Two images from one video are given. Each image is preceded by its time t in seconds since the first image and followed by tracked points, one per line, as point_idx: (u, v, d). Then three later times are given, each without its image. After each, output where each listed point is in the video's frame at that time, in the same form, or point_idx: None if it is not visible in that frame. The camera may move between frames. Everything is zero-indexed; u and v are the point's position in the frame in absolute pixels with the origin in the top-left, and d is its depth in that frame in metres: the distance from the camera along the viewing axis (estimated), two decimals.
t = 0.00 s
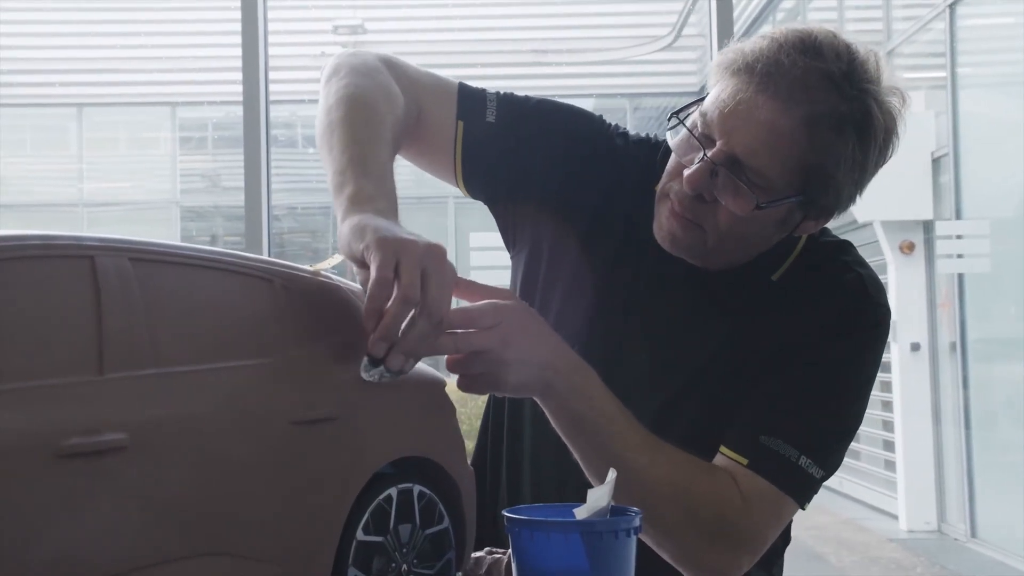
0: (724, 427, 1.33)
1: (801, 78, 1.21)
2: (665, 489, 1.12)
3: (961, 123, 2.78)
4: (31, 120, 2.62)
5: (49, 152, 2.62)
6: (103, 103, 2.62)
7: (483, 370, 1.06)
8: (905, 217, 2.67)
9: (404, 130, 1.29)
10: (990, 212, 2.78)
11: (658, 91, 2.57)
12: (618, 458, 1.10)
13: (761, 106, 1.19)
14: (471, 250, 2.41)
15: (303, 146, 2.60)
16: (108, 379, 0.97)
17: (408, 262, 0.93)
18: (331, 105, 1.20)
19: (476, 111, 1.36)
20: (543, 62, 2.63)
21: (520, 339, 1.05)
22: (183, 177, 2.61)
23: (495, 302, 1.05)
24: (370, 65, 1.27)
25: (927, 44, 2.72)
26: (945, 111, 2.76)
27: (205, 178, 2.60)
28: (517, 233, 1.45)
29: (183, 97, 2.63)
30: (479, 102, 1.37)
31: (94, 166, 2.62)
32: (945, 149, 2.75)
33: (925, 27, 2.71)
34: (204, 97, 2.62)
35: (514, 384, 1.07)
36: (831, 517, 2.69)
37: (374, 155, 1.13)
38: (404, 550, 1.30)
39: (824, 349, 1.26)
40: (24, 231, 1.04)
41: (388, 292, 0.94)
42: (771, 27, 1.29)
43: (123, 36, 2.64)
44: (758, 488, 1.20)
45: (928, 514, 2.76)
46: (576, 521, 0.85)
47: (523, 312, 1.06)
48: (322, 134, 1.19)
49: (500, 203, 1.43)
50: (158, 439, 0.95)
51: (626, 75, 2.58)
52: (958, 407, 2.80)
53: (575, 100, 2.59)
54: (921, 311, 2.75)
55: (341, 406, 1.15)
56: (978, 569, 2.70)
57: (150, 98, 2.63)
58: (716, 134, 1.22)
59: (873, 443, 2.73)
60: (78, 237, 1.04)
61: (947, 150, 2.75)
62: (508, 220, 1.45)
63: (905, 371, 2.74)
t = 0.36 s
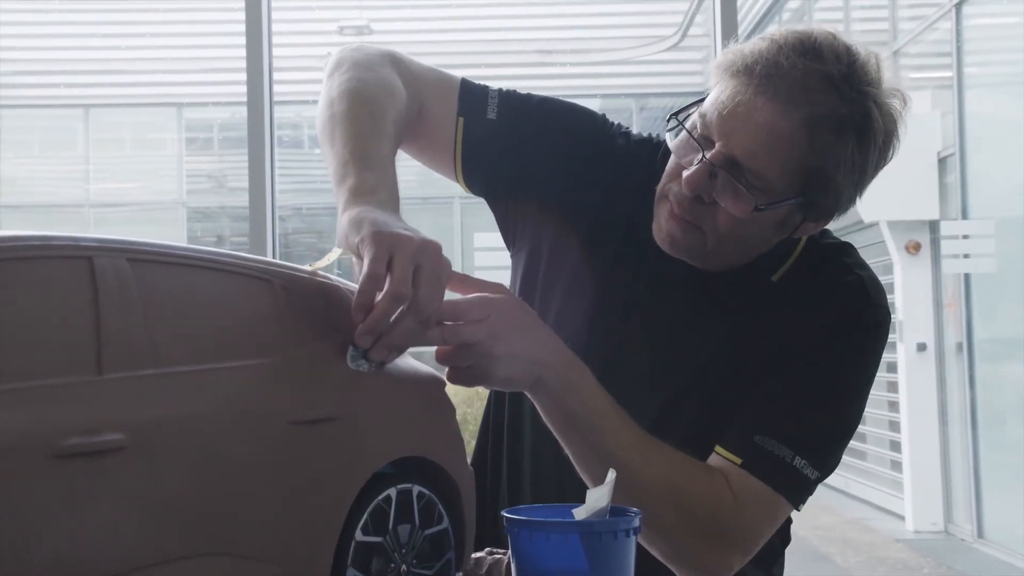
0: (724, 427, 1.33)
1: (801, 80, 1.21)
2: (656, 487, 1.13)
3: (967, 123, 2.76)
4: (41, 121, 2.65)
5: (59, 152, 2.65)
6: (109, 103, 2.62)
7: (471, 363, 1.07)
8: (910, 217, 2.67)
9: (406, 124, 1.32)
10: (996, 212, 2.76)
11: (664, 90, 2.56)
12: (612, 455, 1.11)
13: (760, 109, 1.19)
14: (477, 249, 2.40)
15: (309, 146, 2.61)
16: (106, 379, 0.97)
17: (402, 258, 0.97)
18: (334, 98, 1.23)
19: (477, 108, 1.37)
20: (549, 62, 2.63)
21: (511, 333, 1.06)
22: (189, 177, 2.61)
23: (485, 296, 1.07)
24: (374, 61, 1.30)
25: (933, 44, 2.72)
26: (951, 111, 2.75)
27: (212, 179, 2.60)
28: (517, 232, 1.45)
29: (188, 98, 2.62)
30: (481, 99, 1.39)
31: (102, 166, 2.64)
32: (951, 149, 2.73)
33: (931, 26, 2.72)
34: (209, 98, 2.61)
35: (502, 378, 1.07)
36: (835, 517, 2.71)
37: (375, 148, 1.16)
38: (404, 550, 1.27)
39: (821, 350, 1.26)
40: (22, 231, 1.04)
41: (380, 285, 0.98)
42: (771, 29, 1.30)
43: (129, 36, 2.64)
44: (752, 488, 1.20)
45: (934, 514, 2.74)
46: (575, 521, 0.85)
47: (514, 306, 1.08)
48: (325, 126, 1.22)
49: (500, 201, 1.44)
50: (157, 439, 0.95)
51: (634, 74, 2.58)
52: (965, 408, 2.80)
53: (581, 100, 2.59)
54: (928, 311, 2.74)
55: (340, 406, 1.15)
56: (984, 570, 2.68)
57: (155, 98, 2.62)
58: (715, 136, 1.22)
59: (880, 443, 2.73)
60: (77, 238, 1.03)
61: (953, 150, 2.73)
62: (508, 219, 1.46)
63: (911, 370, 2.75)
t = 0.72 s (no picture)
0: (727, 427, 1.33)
1: (803, 77, 1.21)
2: (648, 481, 1.13)
3: (976, 123, 2.75)
4: (51, 122, 2.66)
5: (68, 153, 2.65)
6: (119, 103, 2.63)
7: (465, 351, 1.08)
8: (919, 216, 2.67)
9: (416, 109, 1.33)
10: (1004, 211, 2.76)
11: (672, 89, 2.55)
12: (608, 451, 1.11)
13: (762, 105, 1.19)
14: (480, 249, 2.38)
15: (317, 147, 2.61)
16: (105, 379, 0.97)
17: (407, 243, 0.98)
18: (347, 78, 1.24)
19: (485, 99, 1.39)
20: (557, 62, 2.64)
21: (507, 323, 1.06)
22: (198, 177, 2.61)
23: (482, 285, 1.08)
24: (386, 44, 1.31)
25: (942, 43, 2.70)
26: (960, 109, 2.73)
27: (221, 179, 2.60)
28: (521, 231, 1.45)
29: (196, 98, 2.63)
30: (489, 90, 1.40)
31: (110, 166, 2.64)
32: (960, 149, 2.73)
33: (940, 25, 2.69)
34: (215, 99, 2.62)
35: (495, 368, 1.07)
36: (844, 517, 2.70)
37: (386, 129, 1.17)
38: (405, 550, 1.27)
39: (821, 351, 1.25)
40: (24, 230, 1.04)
41: (382, 268, 0.99)
42: (774, 26, 1.29)
43: (136, 36, 2.65)
44: (750, 483, 1.19)
45: (942, 514, 2.72)
46: (576, 521, 0.85)
47: (510, 295, 1.09)
48: (337, 105, 1.23)
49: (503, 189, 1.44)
50: (157, 438, 0.95)
51: (642, 73, 2.57)
52: (973, 408, 2.77)
53: (589, 100, 2.58)
54: (936, 311, 2.74)
55: (340, 406, 1.15)
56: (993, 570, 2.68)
57: (164, 98, 2.63)
58: (717, 133, 1.21)
59: (889, 443, 2.72)
60: (78, 238, 1.04)
61: (961, 150, 2.73)
62: (512, 215, 1.46)
63: (919, 370, 2.74)
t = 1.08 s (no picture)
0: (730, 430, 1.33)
1: (806, 76, 1.21)
2: (671, 485, 1.12)
3: (984, 122, 2.73)
4: (60, 123, 2.66)
5: (77, 154, 2.65)
6: (128, 103, 2.62)
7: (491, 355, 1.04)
8: (928, 216, 2.65)
9: (414, 118, 1.32)
10: (1013, 211, 2.73)
11: (678, 88, 2.54)
12: (621, 452, 1.10)
13: (765, 105, 1.19)
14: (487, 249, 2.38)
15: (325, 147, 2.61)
16: (106, 379, 0.98)
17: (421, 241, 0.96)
18: (341, 92, 1.24)
19: (484, 106, 1.39)
20: (565, 62, 2.63)
21: (528, 327, 1.04)
22: (206, 178, 2.62)
23: (503, 289, 1.05)
24: (381, 55, 1.30)
25: (951, 43, 2.70)
26: (968, 109, 2.72)
27: (229, 180, 2.62)
28: (524, 232, 1.46)
29: (204, 99, 2.63)
30: (487, 96, 1.40)
31: (119, 167, 2.64)
32: (969, 148, 2.70)
33: (948, 24, 2.69)
34: (225, 99, 2.64)
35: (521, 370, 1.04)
36: (855, 519, 2.71)
37: (380, 141, 1.16)
38: (408, 551, 1.34)
39: (822, 351, 1.25)
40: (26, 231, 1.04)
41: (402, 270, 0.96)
42: (777, 24, 1.29)
43: (141, 37, 2.64)
44: (765, 487, 1.19)
45: (951, 514, 2.71)
46: (579, 521, 0.85)
47: (532, 301, 1.06)
48: (333, 118, 1.23)
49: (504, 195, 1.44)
50: (157, 438, 0.96)
51: (649, 73, 2.56)
52: (982, 409, 2.76)
53: (594, 100, 2.57)
54: (945, 312, 2.72)
55: (341, 406, 1.15)
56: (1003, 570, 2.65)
57: (171, 99, 2.63)
58: (722, 132, 1.21)
59: (898, 443, 2.72)
60: (80, 238, 1.04)
61: (970, 149, 2.70)
62: (515, 218, 1.46)
63: (928, 370, 2.73)
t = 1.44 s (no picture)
0: (731, 431, 1.33)
1: (807, 75, 1.21)
2: (676, 491, 1.13)
3: (993, 120, 2.72)
4: (70, 124, 2.68)
5: (86, 155, 2.66)
6: (136, 104, 2.64)
7: (491, 368, 1.07)
8: (938, 215, 2.64)
9: (414, 127, 1.33)
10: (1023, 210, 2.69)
11: (685, 88, 2.56)
12: (623, 453, 1.11)
13: (767, 104, 1.19)
14: (495, 250, 2.39)
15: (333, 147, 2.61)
16: (107, 379, 0.98)
17: (412, 263, 0.97)
18: (339, 108, 1.25)
19: (485, 111, 1.39)
20: (574, 59, 2.63)
21: (529, 338, 1.07)
22: (214, 178, 2.63)
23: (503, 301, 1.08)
24: (378, 67, 1.31)
25: (960, 41, 2.69)
26: (977, 108, 2.70)
27: (238, 179, 2.62)
28: (526, 235, 1.45)
29: (213, 99, 2.64)
30: (488, 102, 1.40)
31: (127, 168, 2.65)
32: (978, 147, 2.69)
33: (956, 23, 2.68)
34: (231, 98, 2.63)
35: (521, 381, 1.07)
36: (863, 518, 2.75)
37: (377, 158, 1.17)
38: (410, 551, 1.27)
39: (824, 352, 1.25)
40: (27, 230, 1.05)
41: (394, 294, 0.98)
42: (779, 24, 1.29)
43: (149, 38, 2.66)
44: (769, 489, 1.19)
45: (960, 514, 2.69)
46: (581, 520, 0.85)
47: (531, 312, 1.09)
48: (331, 135, 1.24)
49: (506, 199, 1.44)
50: (158, 435, 0.95)
51: (655, 73, 2.57)
52: (990, 409, 2.71)
53: (602, 99, 2.58)
54: (953, 313, 2.69)
55: (343, 405, 1.15)
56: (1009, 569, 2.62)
57: (180, 100, 2.65)
58: (724, 132, 1.21)
59: (905, 442, 2.74)
60: (81, 238, 1.04)
61: (979, 148, 2.69)
62: (517, 220, 1.46)
63: (936, 370, 2.70)
